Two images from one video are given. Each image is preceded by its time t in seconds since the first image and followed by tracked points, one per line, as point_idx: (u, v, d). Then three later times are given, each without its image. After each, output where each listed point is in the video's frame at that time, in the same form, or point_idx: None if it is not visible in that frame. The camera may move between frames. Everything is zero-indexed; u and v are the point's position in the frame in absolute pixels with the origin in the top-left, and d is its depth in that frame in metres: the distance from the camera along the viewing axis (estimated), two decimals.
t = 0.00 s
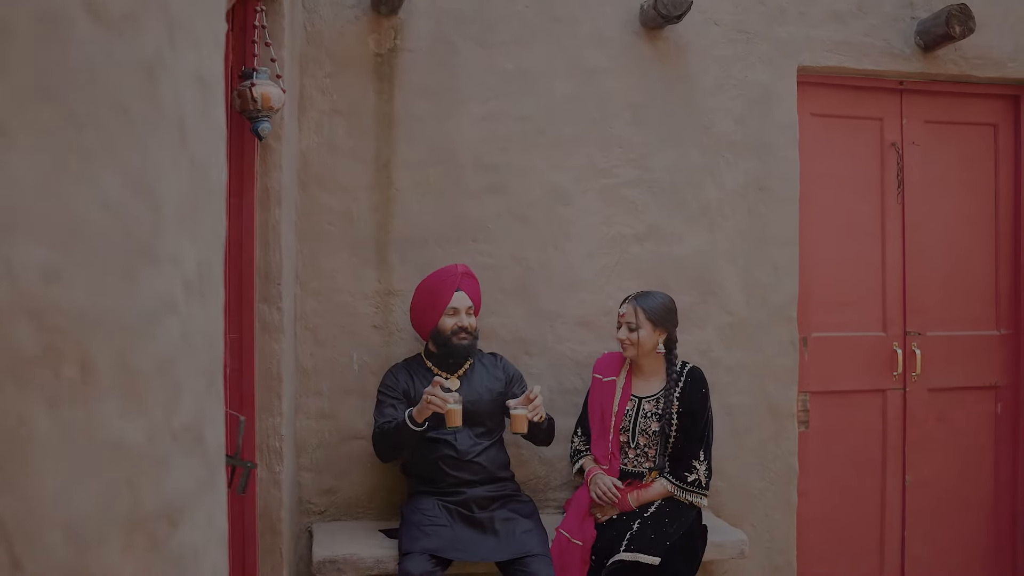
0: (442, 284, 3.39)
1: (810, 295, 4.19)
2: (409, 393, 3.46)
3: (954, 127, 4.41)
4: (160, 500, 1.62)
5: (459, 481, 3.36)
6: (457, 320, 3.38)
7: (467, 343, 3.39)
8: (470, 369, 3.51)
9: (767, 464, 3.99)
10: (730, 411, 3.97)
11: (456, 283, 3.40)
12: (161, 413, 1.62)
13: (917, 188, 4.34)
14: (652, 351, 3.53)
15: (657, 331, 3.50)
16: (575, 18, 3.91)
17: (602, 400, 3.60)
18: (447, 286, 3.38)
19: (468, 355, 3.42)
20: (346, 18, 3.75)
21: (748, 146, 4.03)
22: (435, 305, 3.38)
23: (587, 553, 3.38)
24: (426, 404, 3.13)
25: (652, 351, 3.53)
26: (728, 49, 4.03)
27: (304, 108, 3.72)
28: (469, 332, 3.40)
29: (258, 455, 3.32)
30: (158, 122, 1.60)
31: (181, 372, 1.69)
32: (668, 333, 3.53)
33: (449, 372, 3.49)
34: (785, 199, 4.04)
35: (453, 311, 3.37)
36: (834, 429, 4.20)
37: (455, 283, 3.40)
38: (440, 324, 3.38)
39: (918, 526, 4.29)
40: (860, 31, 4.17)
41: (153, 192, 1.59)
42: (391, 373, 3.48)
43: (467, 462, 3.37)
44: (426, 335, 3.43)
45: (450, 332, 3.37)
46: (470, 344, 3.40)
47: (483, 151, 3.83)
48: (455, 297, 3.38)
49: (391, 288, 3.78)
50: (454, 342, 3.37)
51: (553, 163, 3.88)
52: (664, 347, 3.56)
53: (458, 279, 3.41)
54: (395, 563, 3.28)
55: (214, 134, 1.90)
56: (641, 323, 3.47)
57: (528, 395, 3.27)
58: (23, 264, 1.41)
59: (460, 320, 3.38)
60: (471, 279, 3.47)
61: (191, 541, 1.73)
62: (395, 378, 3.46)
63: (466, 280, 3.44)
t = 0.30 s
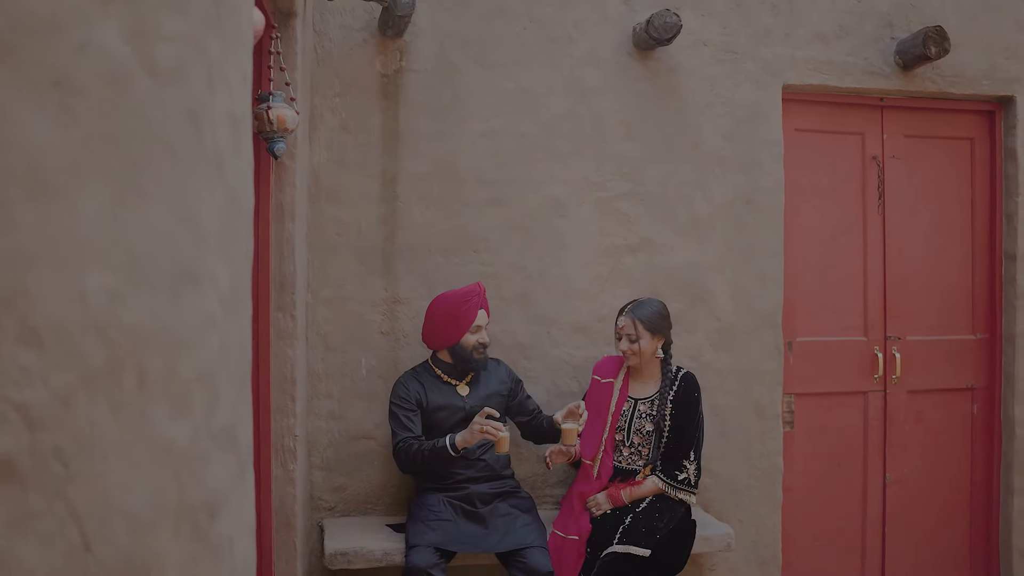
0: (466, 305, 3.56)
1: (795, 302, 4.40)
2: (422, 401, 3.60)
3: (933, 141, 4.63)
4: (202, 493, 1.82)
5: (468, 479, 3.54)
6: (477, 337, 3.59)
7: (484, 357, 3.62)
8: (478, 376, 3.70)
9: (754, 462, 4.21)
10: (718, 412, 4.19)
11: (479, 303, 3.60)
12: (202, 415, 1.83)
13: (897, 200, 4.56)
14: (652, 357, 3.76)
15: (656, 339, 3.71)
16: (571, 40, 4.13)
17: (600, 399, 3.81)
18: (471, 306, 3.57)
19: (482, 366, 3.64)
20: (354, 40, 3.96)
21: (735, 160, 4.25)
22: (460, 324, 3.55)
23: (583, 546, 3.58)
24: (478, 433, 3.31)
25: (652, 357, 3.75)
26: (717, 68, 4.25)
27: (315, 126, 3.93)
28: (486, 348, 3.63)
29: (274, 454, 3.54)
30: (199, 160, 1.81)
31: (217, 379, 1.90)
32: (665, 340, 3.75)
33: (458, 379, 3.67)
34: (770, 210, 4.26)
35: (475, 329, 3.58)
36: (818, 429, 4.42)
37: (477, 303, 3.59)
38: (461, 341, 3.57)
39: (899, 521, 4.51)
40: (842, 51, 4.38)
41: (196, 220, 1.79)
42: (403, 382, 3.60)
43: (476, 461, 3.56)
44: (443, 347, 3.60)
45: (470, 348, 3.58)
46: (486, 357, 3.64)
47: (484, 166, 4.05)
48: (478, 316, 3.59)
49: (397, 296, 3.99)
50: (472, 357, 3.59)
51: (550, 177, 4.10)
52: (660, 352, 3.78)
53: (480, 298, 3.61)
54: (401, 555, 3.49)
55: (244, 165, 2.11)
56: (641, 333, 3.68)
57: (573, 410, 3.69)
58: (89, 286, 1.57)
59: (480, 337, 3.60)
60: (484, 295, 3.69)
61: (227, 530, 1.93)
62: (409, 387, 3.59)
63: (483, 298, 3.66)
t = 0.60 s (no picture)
0: (476, 316, 3.81)
1: (777, 308, 4.66)
2: (430, 403, 3.84)
3: (908, 156, 4.89)
4: (238, 484, 2.07)
5: (470, 476, 3.80)
6: (485, 345, 3.84)
7: (490, 363, 3.88)
8: (483, 380, 3.95)
9: (738, 460, 4.46)
10: (704, 413, 4.44)
11: (487, 314, 3.85)
12: (237, 416, 2.08)
13: (874, 212, 4.82)
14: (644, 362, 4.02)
15: (647, 345, 3.97)
16: (566, 62, 4.38)
17: (594, 400, 4.08)
18: (480, 316, 3.81)
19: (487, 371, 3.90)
20: (361, 64, 4.21)
21: (720, 175, 4.51)
22: (469, 334, 3.80)
23: (576, 537, 3.85)
24: (488, 439, 3.57)
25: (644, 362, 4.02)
26: (703, 89, 4.51)
27: (324, 145, 4.18)
28: (491, 354, 3.88)
29: (288, 452, 3.79)
30: (233, 192, 2.07)
31: (249, 384, 2.15)
32: (655, 345, 4.00)
33: (464, 383, 3.92)
34: (753, 223, 4.52)
35: (483, 338, 3.83)
36: (799, 429, 4.67)
37: (485, 313, 3.84)
38: (470, 348, 3.82)
39: (876, 516, 4.77)
40: (822, 72, 4.64)
41: (231, 245, 2.05)
42: (412, 385, 3.84)
43: (478, 459, 3.82)
44: (451, 353, 3.84)
45: (477, 355, 3.83)
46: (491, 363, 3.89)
47: (483, 182, 4.30)
48: (487, 326, 3.84)
49: (402, 304, 4.24)
50: (479, 364, 3.85)
51: (546, 192, 4.35)
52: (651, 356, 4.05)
53: (488, 309, 3.86)
54: (406, 547, 3.75)
55: (268, 192, 2.37)
56: (633, 341, 3.93)
57: (581, 409, 3.89)
58: (147, 305, 1.80)
59: (488, 345, 3.84)
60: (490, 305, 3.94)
61: (258, 518, 2.19)
62: (418, 390, 3.84)
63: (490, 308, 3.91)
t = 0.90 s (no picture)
0: (479, 319, 4.05)
1: (763, 312, 4.90)
2: (436, 402, 4.08)
3: (889, 166, 5.13)
4: (266, 474, 2.31)
5: (472, 471, 4.03)
6: (487, 346, 4.09)
7: (492, 363, 4.13)
8: (487, 380, 4.18)
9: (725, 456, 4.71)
10: (693, 411, 4.69)
11: (489, 316, 4.09)
12: (265, 413, 2.32)
13: (857, 220, 5.06)
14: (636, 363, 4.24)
15: (638, 348, 4.20)
16: (563, 79, 4.62)
17: (590, 399, 4.33)
18: (483, 320, 4.05)
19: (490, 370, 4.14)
20: (369, 81, 4.45)
21: (709, 186, 4.75)
22: (472, 336, 4.04)
23: (572, 528, 4.10)
24: (490, 436, 3.81)
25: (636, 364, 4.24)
26: (692, 104, 4.75)
27: (334, 158, 4.42)
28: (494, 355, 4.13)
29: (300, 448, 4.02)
30: (261, 212, 2.30)
31: (275, 384, 2.39)
32: (645, 347, 4.23)
33: (468, 383, 4.16)
34: (740, 231, 4.77)
35: (485, 339, 4.08)
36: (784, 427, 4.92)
37: (488, 316, 4.09)
38: (473, 349, 4.07)
39: (857, 509, 5.02)
40: (807, 87, 4.88)
41: (259, 259, 2.29)
42: (419, 385, 4.08)
43: (481, 455, 4.05)
44: (456, 354, 4.09)
45: (480, 356, 4.08)
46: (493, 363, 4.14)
47: (484, 192, 4.54)
48: (489, 328, 4.08)
49: (407, 308, 4.48)
50: (482, 364, 4.10)
51: (543, 202, 4.59)
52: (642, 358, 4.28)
53: (490, 312, 4.10)
54: (412, 537, 3.99)
55: (291, 210, 2.60)
56: (626, 344, 4.16)
57: (579, 408, 4.14)
58: (190, 314, 2.04)
59: (490, 347, 4.09)
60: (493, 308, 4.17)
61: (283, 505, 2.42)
62: (424, 389, 4.07)
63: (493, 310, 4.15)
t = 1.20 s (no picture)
0: (480, 323, 4.32)
1: (751, 316, 5.16)
2: (441, 402, 4.34)
3: (871, 177, 5.39)
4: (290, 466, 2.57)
5: (475, 466, 4.29)
6: (489, 348, 4.34)
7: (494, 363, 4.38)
8: (489, 381, 4.43)
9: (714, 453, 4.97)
10: (684, 410, 4.94)
11: (490, 320, 4.36)
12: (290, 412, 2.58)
13: (840, 228, 5.32)
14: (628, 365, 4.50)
15: (630, 351, 4.46)
16: (561, 97, 4.88)
17: (585, 399, 4.58)
18: (484, 323, 4.32)
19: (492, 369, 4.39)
20: (378, 99, 4.70)
21: (699, 198, 5.01)
22: (473, 339, 4.30)
23: (569, 521, 4.35)
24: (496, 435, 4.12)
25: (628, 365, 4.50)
26: (684, 120, 5.01)
27: (345, 171, 4.67)
28: (495, 356, 4.38)
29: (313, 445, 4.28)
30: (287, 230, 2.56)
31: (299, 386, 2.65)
32: (636, 350, 4.50)
33: (471, 384, 4.41)
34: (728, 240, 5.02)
35: (486, 342, 4.33)
36: (771, 425, 5.17)
37: (489, 320, 4.35)
38: (475, 352, 4.32)
39: (840, 503, 5.28)
40: (793, 103, 5.14)
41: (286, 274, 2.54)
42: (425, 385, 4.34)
43: (484, 452, 4.30)
44: (459, 357, 4.35)
45: (482, 357, 4.33)
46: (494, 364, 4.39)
47: (486, 204, 4.80)
48: (490, 331, 4.34)
49: (414, 313, 4.73)
50: (484, 365, 4.35)
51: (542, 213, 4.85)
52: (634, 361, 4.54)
53: (491, 316, 4.37)
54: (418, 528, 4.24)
55: (311, 227, 2.86)
56: (618, 348, 4.43)
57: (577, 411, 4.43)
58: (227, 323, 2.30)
59: (491, 348, 4.35)
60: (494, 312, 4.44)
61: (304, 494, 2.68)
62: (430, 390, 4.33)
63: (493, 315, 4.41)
